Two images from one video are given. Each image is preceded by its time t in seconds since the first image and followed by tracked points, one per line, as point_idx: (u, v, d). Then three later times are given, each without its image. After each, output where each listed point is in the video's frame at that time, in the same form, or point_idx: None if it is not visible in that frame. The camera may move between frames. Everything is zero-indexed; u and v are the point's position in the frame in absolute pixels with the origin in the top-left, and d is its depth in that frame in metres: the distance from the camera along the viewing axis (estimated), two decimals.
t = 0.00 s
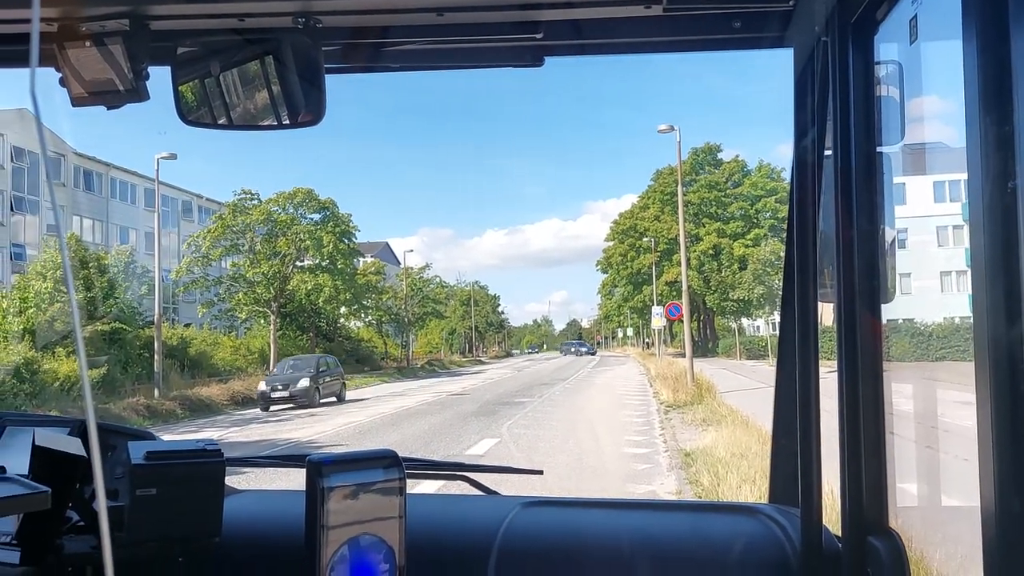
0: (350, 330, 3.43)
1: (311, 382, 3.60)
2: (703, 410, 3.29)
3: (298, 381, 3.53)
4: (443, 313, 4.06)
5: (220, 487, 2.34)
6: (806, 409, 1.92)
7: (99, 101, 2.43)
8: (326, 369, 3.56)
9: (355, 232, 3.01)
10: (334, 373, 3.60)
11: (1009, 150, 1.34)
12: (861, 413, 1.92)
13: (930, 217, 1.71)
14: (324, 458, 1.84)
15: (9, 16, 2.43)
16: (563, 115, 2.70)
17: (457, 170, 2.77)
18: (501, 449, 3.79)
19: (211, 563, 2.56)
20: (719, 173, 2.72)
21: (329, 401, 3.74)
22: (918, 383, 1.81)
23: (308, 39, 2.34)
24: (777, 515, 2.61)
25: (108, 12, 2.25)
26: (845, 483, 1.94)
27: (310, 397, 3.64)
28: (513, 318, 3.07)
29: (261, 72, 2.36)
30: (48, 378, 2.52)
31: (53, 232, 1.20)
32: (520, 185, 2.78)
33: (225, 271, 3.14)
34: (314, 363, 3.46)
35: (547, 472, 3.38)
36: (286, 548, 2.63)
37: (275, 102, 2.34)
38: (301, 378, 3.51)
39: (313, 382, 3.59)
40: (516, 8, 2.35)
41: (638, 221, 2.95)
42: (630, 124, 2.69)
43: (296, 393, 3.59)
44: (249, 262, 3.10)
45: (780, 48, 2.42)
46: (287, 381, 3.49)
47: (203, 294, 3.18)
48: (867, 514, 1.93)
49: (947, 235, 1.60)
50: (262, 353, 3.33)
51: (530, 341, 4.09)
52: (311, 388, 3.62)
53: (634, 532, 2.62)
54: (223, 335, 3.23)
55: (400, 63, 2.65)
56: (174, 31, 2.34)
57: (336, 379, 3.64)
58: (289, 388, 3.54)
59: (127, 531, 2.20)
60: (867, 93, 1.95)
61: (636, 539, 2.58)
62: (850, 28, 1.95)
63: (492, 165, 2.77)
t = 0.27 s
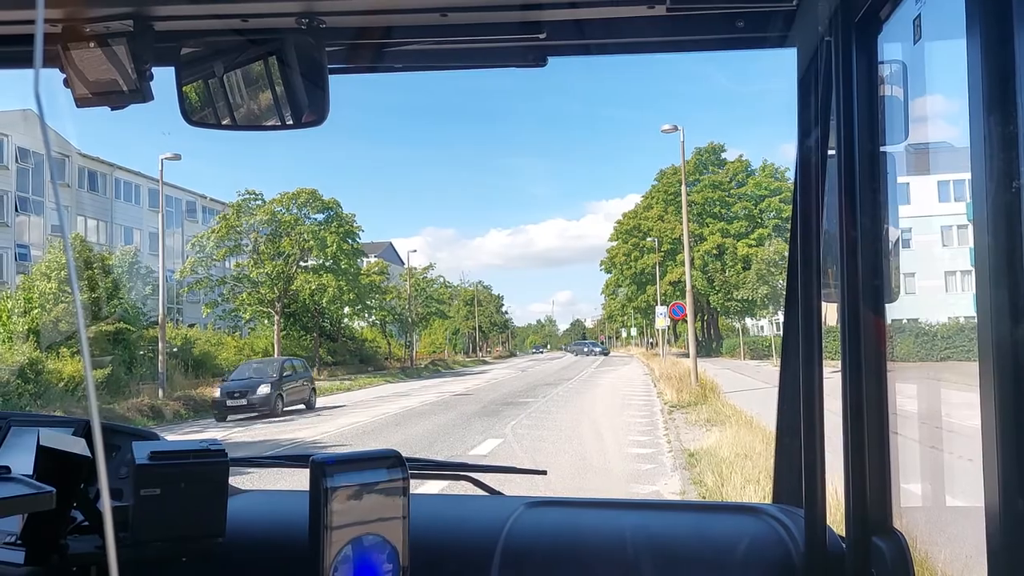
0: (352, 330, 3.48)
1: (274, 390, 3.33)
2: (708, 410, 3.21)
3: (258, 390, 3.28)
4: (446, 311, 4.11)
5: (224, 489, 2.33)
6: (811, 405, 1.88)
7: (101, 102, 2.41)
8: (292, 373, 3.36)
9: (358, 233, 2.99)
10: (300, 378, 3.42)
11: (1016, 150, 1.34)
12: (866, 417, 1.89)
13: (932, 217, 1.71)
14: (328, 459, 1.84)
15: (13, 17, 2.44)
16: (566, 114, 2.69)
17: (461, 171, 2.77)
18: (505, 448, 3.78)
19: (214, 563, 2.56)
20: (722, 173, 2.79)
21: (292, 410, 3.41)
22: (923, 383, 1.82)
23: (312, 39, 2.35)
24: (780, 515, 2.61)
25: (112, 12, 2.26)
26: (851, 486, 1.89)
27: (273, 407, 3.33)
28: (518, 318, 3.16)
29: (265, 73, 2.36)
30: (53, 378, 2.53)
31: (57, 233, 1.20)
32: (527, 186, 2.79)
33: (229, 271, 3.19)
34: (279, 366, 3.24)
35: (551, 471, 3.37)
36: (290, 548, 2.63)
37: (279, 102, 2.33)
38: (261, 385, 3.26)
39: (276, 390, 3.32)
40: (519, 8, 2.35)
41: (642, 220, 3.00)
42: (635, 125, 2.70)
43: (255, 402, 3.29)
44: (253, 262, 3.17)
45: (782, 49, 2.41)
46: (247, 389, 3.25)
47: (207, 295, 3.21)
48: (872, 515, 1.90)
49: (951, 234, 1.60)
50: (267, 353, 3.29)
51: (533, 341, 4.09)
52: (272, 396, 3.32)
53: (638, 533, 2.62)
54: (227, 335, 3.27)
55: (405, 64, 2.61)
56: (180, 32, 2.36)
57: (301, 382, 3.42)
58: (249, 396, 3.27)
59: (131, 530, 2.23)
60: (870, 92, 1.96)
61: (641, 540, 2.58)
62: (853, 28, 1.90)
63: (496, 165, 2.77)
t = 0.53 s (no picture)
0: (356, 330, 3.43)
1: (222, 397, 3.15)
2: (711, 410, 3.07)
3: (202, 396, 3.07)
4: (450, 313, 4.12)
5: (227, 488, 2.34)
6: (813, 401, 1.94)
7: (104, 102, 2.42)
8: (246, 381, 3.20)
9: (360, 233, 3.01)
10: (254, 388, 3.25)
11: (1018, 149, 1.33)
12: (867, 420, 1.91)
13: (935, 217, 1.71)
14: (330, 459, 1.85)
15: (17, 18, 2.45)
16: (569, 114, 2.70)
17: (463, 170, 2.77)
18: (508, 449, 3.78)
19: (216, 563, 2.56)
20: (725, 173, 2.77)
21: (245, 422, 3.19)
22: (926, 383, 1.82)
23: (314, 40, 2.35)
24: (784, 516, 2.61)
25: (116, 13, 2.26)
26: (852, 479, 1.93)
27: (221, 419, 3.13)
28: (522, 318, 3.13)
29: (267, 73, 2.36)
30: (56, 378, 2.53)
31: (60, 234, 1.21)
32: (530, 185, 2.78)
33: (232, 271, 3.17)
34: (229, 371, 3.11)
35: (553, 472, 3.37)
36: (293, 549, 2.63)
37: (281, 103, 2.33)
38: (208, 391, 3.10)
39: (224, 400, 3.13)
40: (522, 8, 2.35)
41: (644, 220, 2.95)
42: (636, 127, 2.70)
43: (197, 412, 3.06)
44: (255, 263, 3.16)
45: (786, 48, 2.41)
46: (191, 394, 3.05)
47: (209, 295, 3.15)
48: (873, 513, 1.93)
49: (955, 234, 1.59)
50: (270, 354, 3.27)
51: (536, 341, 4.08)
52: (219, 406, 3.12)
53: (640, 533, 2.62)
54: (229, 336, 3.19)
55: (407, 65, 2.65)
56: (183, 32, 2.37)
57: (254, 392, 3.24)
58: (188, 405, 3.04)
59: (136, 531, 2.22)
60: (873, 92, 1.95)
61: (643, 540, 2.58)
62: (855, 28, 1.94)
63: (500, 165, 2.77)
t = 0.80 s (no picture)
0: (357, 330, 3.43)
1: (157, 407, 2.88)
2: (712, 410, 3.06)
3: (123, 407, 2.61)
4: (451, 312, 4.10)
5: (229, 489, 2.35)
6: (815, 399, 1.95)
7: (106, 103, 2.43)
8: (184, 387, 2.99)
9: (362, 233, 3.06)
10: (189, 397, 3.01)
11: (1020, 149, 1.33)
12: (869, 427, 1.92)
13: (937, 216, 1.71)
14: (332, 459, 1.85)
15: (19, 19, 2.45)
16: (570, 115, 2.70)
17: (468, 171, 2.78)
18: (509, 449, 3.78)
19: (218, 563, 2.56)
20: (727, 172, 2.74)
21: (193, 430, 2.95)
22: (928, 384, 1.80)
23: (316, 40, 2.35)
24: (786, 517, 2.61)
25: (118, 14, 2.26)
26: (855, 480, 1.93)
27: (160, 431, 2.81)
28: (523, 318, 3.14)
29: (270, 73, 2.37)
30: (58, 378, 2.54)
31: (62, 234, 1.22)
32: (532, 185, 2.78)
33: (234, 271, 3.18)
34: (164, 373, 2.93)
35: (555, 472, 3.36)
36: (295, 549, 2.63)
37: (284, 103, 2.35)
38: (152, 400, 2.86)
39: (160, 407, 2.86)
40: (524, 8, 2.35)
41: (646, 220, 3.01)
42: (634, 128, 2.71)
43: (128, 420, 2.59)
44: (257, 263, 3.17)
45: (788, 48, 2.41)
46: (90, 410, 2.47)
47: (211, 295, 3.17)
48: (876, 514, 1.93)
49: (957, 234, 1.59)
50: (272, 354, 3.20)
51: (538, 341, 4.07)
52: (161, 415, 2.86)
53: (643, 533, 2.62)
54: (231, 336, 3.16)
55: (409, 65, 2.65)
56: (184, 32, 2.36)
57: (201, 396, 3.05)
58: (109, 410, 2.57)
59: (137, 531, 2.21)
60: (875, 92, 1.95)
61: (645, 540, 2.58)
62: (857, 29, 1.95)
63: (501, 165, 2.78)
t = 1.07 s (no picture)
0: (360, 331, 3.42)
1: None
2: (715, 411, 3.18)
3: None
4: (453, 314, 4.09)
5: (231, 489, 2.35)
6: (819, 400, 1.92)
7: (108, 104, 2.42)
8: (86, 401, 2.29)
9: (365, 233, 3.01)
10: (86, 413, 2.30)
11: (1022, 150, 1.34)
12: (871, 429, 1.93)
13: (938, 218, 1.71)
14: (335, 459, 1.85)
15: (22, 21, 2.45)
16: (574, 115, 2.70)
17: (472, 172, 2.79)
18: (512, 450, 3.78)
19: (220, 563, 2.56)
20: (730, 173, 2.78)
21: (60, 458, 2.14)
22: (932, 385, 1.79)
23: (319, 40, 2.36)
24: (789, 518, 2.59)
25: (121, 15, 2.26)
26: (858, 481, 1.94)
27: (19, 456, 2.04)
28: (529, 318, 3.08)
29: (272, 74, 2.38)
30: (61, 379, 2.54)
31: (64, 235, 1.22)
32: (536, 187, 2.79)
33: (236, 273, 3.15)
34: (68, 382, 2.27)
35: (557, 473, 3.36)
36: (297, 550, 2.63)
37: (286, 104, 2.36)
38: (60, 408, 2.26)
39: None
40: (527, 9, 2.35)
41: (648, 222, 3.00)
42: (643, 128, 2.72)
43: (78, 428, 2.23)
44: (259, 264, 3.14)
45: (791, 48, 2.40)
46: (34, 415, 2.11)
47: (214, 296, 3.16)
48: (878, 515, 1.93)
49: (960, 235, 1.59)
50: (274, 355, 3.22)
51: (541, 342, 4.06)
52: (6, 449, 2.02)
53: (645, 534, 2.62)
54: (234, 338, 3.11)
55: (411, 66, 2.64)
56: (186, 34, 2.37)
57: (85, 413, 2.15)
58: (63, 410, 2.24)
59: (140, 531, 2.23)
60: (877, 93, 1.95)
61: (648, 541, 2.57)
62: (859, 30, 1.96)
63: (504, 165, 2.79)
